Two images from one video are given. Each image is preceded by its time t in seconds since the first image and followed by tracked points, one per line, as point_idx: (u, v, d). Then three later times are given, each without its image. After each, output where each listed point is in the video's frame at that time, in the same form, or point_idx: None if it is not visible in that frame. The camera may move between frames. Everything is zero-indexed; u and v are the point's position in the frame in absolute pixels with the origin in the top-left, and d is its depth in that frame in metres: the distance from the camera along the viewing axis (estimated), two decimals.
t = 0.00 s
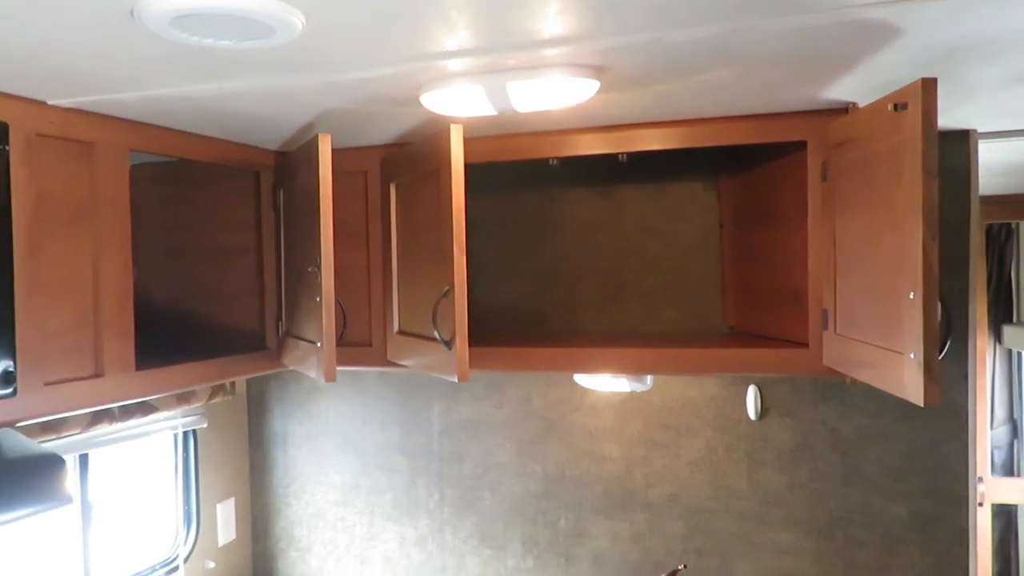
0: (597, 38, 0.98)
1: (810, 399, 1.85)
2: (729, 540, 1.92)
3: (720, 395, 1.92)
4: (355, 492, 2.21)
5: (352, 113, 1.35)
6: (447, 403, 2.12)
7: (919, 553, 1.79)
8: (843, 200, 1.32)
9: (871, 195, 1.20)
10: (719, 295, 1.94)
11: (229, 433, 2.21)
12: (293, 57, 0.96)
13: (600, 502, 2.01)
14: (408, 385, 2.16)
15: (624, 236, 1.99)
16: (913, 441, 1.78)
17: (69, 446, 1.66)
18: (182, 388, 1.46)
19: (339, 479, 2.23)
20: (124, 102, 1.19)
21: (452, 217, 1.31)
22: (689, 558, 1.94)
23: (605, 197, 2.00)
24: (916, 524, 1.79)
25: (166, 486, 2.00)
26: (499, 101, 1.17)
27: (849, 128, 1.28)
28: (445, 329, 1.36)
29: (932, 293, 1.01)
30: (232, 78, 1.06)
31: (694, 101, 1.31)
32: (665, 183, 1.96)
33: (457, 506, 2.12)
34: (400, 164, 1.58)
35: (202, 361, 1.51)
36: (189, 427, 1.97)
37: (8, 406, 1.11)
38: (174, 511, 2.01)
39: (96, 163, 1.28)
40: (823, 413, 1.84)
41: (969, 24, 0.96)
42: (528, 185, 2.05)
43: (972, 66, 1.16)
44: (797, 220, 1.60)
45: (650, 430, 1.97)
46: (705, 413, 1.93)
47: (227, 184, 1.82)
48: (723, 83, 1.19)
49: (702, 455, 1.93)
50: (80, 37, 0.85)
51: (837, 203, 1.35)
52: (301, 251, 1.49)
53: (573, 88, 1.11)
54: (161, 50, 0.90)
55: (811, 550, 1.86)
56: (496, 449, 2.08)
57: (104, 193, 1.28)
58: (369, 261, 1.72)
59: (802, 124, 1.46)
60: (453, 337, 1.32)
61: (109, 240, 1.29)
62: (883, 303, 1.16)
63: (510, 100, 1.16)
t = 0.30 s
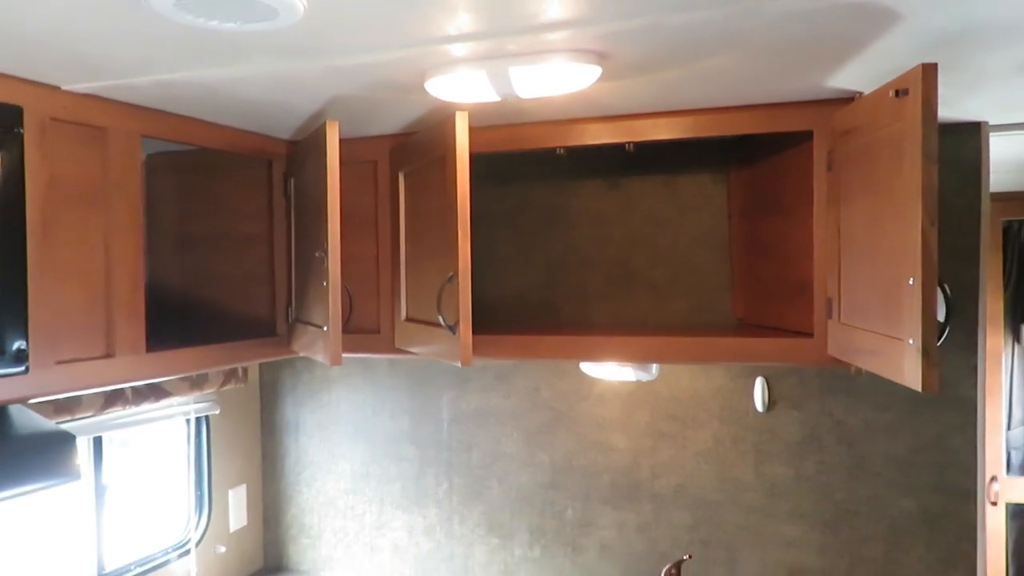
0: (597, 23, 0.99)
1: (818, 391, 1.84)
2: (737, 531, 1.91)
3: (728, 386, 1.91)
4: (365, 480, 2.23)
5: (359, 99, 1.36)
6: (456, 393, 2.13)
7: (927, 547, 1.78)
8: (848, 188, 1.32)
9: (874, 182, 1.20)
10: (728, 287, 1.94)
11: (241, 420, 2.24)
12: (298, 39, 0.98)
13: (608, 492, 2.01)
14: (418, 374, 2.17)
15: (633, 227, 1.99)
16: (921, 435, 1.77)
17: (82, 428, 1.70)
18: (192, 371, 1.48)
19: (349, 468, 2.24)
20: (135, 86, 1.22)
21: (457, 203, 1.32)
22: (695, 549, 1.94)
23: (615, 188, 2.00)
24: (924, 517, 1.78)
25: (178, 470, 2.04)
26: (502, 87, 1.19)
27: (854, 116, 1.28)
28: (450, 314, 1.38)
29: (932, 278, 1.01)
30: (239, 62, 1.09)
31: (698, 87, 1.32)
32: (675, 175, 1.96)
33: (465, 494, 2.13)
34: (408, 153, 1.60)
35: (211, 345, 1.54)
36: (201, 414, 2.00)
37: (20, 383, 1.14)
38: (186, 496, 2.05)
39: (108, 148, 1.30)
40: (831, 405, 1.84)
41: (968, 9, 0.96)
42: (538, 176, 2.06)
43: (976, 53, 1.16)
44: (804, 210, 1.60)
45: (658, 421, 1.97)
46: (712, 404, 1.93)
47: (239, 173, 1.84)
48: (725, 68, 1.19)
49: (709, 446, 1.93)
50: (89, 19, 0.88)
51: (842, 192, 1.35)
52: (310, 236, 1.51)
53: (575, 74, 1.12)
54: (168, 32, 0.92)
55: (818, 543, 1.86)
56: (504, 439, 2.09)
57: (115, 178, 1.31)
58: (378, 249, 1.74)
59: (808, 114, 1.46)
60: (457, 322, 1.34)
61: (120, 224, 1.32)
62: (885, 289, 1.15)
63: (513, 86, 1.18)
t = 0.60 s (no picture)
0: None
1: (823, 372, 1.84)
2: (740, 511, 1.91)
3: (733, 367, 1.91)
4: (372, 456, 2.24)
5: (365, 72, 1.38)
6: (463, 370, 2.14)
7: (930, 530, 1.78)
8: (852, 165, 1.32)
9: (877, 156, 1.19)
10: (735, 268, 1.94)
11: (250, 394, 2.26)
12: (300, 6, 0.99)
13: (612, 471, 2.01)
14: (425, 351, 2.18)
15: (641, 207, 1.99)
16: (927, 417, 1.77)
17: (92, 397, 1.72)
18: (199, 340, 1.50)
19: (356, 443, 2.26)
20: (144, 55, 1.23)
21: (461, 176, 1.33)
22: (698, 529, 1.94)
23: (623, 168, 2.00)
24: (928, 500, 1.78)
25: (187, 441, 2.08)
26: (504, 58, 1.19)
27: (859, 92, 1.28)
28: (451, 286, 1.40)
29: (930, 251, 1.01)
30: (244, 30, 1.10)
31: (703, 62, 1.32)
32: (683, 155, 1.96)
33: (470, 471, 2.14)
34: (416, 128, 1.61)
35: (218, 316, 1.56)
36: (211, 386, 2.05)
37: (28, 345, 1.17)
38: (194, 468, 2.09)
39: (117, 118, 1.32)
40: (836, 386, 1.83)
41: None
42: (547, 155, 2.06)
43: (982, 27, 1.15)
44: (810, 190, 1.60)
45: (663, 401, 1.97)
46: (718, 385, 1.93)
47: (248, 147, 1.85)
48: (729, 41, 1.19)
49: (714, 426, 1.93)
50: None
51: (847, 170, 1.34)
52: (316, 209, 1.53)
53: (577, 45, 1.13)
54: None
55: (821, 524, 1.85)
56: (509, 417, 2.10)
57: (124, 148, 1.33)
58: (385, 225, 1.75)
59: (815, 91, 1.45)
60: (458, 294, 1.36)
61: (128, 193, 1.34)
62: (886, 264, 1.15)
63: (516, 57, 1.18)
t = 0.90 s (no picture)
0: None
1: (821, 340, 1.84)
2: (736, 479, 1.92)
3: (730, 335, 1.91)
4: (371, 424, 2.25)
5: (360, 33, 1.37)
6: (461, 339, 2.14)
7: (926, 498, 1.78)
8: (849, 128, 1.31)
9: (873, 117, 1.18)
10: (733, 236, 1.93)
11: (250, 362, 2.27)
12: None
13: (609, 438, 2.01)
14: (424, 320, 2.18)
15: (640, 176, 1.98)
16: (924, 385, 1.77)
17: (92, 359, 1.74)
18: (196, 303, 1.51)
19: (355, 411, 2.27)
20: (137, 14, 1.23)
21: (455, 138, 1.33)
22: (694, 496, 1.95)
23: (622, 135, 1.99)
24: (924, 468, 1.78)
25: (187, 406, 2.10)
26: (498, 17, 1.19)
27: (857, 54, 1.27)
28: (445, 248, 1.42)
29: (921, 208, 1.01)
30: None
31: (699, 23, 1.31)
32: (683, 123, 1.95)
33: (468, 439, 2.14)
34: (413, 92, 1.60)
35: (216, 280, 1.57)
36: (211, 352, 2.07)
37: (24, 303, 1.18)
38: (195, 434, 2.11)
39: (112, 78, 1.32)
40: (833, 355, 1.83)
41: None
42: (546, 123, 2.05)
43: None
44: (808, 155, 1.59)
45: (660, 369, 1.97)
46: (715, 353, 1.93)
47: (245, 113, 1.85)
48: None
49: (710, 394, 1.93)
50: None
51: (844, 133, 1.34)
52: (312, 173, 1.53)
53: (570, 3, 1.12)
54: None
55: (816, 492, 1.86)
56: (507, 385, 2.10)
57: (120, 108, 1.33)
58: (382, 190, 1.75)
59: (813, 54, 1.44)
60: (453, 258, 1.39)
61: (124, 154, 1.34)
62: (878, 225, 1.15)
63: (509, 16, 1.18)
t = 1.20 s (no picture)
0: None
1: (826, 304, 1.83)
2: (739, 443, 1.93)
3: (735, 300, 1.91)
4: (377, 388, 2.27)
5: None
6: (467, 304, 2.15)
7: (929, 462, 1.78)
8: (854, 85, 1.30)
9: (878, 71, 1.17)
10: (739, 200, 1.93)
11: (258, 326, 2.29)
12: None
13: (613, 402, 2.02)
14: (430, 285, 2.19)
15: (646, 140, 1.98)
16: (929, 348, 1.76)
17: (100, 321, 1.76)
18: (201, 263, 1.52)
19: (362, 376, 2.29)
20: None
21: (457, 96, 1.34)
22: (697, 460, 1.96)
23: (628, 99, 1.98)
24: (928, 432, 1.77)
25: (196, 371, 2.12)
26: None
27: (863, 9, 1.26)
28: (447, 206, 1.43)
29: (923, 161, 1.01)
30: None
31: None
32: (689, 86, 1.93)
33: (473, 403, 2.16)
34: (416, 53, 1.60)
35: (221, 240, 1.58)
36: (218, 317, 2.09)
37: (31, 258, 1.19)
38: (203, 398, 2.13)
39: (116, 36, 1.33)
40: (838, 319, 1.83)
41: None
42: (551, 87, 2.04)
43: None
44: (813, 116, 1.58)
45: (665, 334, 1.97)
46: (719, 317, 1.93)
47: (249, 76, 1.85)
48: None
49: (714, 358, 1.94)
50: None
51: (849, 91, 1.33)
52: (316, 133, 1.54)
53: None
54: None
55: (819, 455, 1.86)
56: (512, 350, 2.11)
57: (124, 66, 1.34)
58: (387, 153, 1.75)
59: (818, 12, 1.43)
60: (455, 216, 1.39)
61: (128, 113, 1.35)
62: (881, 180, 1.15)
63: None
